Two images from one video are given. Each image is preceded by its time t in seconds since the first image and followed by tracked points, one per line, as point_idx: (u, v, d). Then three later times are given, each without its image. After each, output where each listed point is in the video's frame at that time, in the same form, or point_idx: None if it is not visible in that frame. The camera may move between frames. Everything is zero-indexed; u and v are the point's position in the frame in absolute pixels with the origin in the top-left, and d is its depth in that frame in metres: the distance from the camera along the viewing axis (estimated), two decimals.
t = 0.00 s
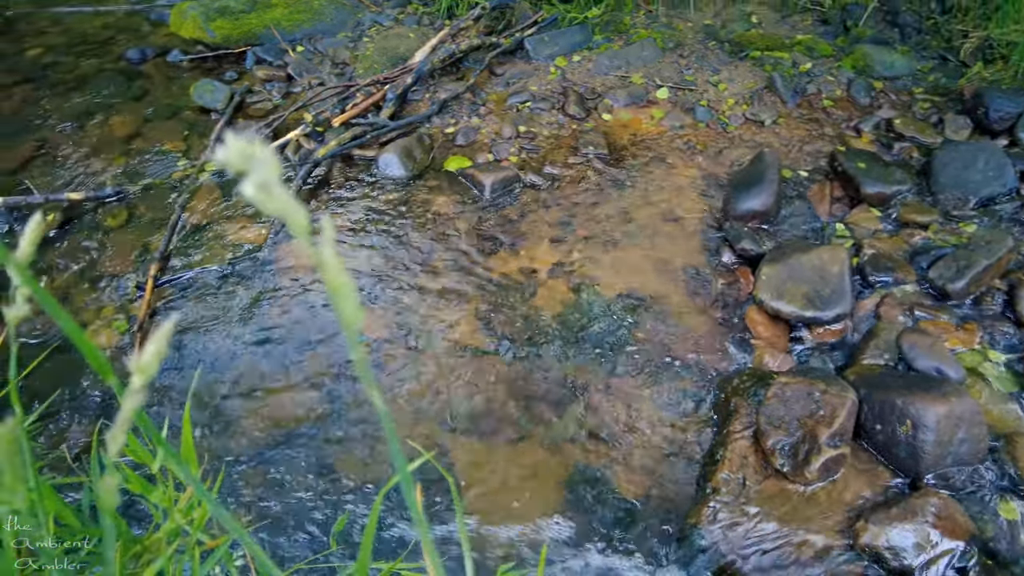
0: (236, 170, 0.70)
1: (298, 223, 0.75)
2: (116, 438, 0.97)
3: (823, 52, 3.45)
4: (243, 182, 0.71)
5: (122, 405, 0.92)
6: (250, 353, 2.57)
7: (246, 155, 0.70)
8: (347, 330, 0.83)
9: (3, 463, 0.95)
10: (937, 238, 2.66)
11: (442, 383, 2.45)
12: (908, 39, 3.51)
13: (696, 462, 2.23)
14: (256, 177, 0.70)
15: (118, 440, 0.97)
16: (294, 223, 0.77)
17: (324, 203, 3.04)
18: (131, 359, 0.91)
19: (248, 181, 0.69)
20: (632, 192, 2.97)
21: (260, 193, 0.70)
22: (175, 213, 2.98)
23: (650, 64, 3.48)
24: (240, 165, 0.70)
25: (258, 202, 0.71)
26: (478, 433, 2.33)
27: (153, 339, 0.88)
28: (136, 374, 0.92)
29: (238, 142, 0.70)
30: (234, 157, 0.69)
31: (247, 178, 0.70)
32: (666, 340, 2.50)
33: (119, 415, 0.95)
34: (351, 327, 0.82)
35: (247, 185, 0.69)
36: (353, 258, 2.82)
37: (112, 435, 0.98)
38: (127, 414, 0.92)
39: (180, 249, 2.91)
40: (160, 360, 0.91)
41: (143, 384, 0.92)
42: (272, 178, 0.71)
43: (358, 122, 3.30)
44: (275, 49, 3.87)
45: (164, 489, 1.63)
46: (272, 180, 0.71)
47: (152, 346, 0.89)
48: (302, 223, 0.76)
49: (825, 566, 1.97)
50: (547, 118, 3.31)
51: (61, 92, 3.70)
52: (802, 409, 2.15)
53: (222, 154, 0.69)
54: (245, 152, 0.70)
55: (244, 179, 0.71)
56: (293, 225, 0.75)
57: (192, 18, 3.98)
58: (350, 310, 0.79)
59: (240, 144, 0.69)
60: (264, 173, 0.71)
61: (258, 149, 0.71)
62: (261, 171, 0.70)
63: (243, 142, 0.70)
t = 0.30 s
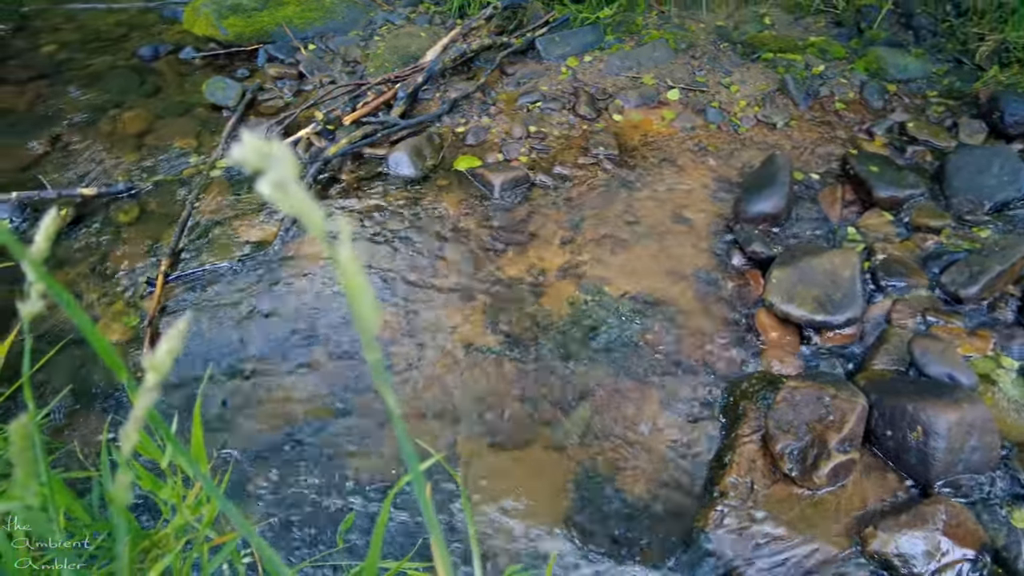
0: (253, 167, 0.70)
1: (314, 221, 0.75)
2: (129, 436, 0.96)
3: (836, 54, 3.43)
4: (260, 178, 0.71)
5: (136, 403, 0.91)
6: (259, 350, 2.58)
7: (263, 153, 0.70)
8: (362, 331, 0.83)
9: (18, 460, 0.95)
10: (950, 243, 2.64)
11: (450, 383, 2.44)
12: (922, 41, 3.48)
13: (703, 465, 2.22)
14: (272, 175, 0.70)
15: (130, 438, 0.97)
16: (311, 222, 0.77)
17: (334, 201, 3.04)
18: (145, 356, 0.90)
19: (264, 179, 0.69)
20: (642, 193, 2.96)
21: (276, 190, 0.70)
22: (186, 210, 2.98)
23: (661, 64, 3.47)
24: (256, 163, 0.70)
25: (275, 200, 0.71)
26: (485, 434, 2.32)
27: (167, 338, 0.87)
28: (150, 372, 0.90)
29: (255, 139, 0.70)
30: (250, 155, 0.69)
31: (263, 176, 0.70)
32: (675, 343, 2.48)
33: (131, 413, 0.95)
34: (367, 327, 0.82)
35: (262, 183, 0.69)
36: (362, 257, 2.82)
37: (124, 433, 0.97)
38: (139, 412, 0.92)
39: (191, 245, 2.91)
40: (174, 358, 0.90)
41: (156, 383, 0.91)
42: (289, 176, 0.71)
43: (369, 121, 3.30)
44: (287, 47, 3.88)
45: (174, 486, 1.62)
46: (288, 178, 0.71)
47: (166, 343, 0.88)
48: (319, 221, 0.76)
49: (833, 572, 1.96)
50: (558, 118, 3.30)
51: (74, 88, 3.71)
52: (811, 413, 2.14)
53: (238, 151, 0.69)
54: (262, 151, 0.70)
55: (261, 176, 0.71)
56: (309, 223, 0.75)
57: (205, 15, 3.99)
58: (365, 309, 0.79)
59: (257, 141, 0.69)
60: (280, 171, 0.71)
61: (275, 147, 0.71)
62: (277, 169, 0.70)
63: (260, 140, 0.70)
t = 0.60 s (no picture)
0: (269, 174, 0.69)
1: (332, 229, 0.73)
2: (143, 438, 0.95)
3: (849, 57, 3.41)
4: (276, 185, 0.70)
5: (151, 406, 0.90)
6: (268, 348, 2.58)
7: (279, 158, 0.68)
8: (377, 337, 0.82)
9: (31, 460, 0.94)
10: (963, 248, 2.61)
11: (456, 383, 2.44)
12: (937, 44, 3.45)
13: (710, 469, 2.20)
14: (289, 182, 0.68)
15: (145, 440, 0.96)
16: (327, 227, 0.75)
17: (344, 201, 3.04)
18: (160, 359, 0.87)
19: (280, 186, 0.68)
20: (652, 195, 2.95)
21: (293, 198, 0.69)
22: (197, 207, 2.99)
23: (673, 66, 3.45)
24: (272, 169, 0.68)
25: (292, 208, 0.69)
26: (491, 434, 2.31)
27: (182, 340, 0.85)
28: (163, 375, 0.88)
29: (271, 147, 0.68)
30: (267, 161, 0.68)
31: (280, 182, 0.69)
32: (683, 346, 2.47)
33: (146, 416, 0.94)
34: (381, 333, 0.81)
35: (279, 190, 0.68)
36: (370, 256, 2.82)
37: (139, 435, 0.97)
38: (154, 414, 0.90)
39: (201, 243, 2.91)
40: (189, 361, 0.87)
41: (171, 386, 0.88)
42: (306, 183, 0.69)
43: (379, 120, 3.29)
44: (298, 46, 3.88)
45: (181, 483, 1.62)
46: (306, 185, 0.70)
47: (181, 348, 0.86)
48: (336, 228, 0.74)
49: None
50: (568, 119, 3.29)
51: (87, 85, 3.73)
52: (820, 418, 2.12)
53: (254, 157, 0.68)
54: (278, 156, 0.69)
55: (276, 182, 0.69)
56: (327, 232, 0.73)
57: (218, 14, 4.00)
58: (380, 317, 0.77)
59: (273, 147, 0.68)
60: (297, 177, 0.69)
61: (292, 153, 0.69)
62: (295, 176, 0.69)
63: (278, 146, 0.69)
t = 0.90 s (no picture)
0: (280, 173, 0.69)
1: (342, 229, 0.73)
2: (152, 435, 0.95)
3: (861, 59, 3.39)
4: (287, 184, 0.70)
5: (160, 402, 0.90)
6: (276, 346, 2.58)
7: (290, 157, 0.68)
8: (385, 338, 0.82)
9: (40, 456, 0.94)
10: (975, 253, 2.59)
11: (463, 383, 2.44)
12: (950, 47, 3.43)
13: (717, 472, 2.19)
14: (301, 181, 0.69)
15: (154, 438, 0.96)
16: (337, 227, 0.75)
17: (353, 199, 3.04)
18: (169, 356, 0.86)
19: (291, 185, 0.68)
20: (661, 196, 2.94)
21: (304, 197, 0.69)
22: (207, 204, 2.99)
23: (683, 67, 3.44)
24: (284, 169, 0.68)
25: (302, 207, 0.69)
26: (497, 434, 2.31)
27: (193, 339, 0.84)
28: (173, 372, 0.88)
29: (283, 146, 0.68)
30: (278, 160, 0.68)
31: (291, 181, 0.68)
32: (691, 348, 2.46)
33: (156, 413, 0.94)
34: (389, 334, 0.81)
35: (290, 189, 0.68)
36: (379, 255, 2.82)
37: (148, 432, 0.97)
38: (164, 411, 0.90)
39: (210, 240, 2.92)
40: (198, 359, 0.86)
41: (181, 383, 0.87)
42: (317, 182, 0.69)
43: (389, 119, 3.29)
44: (309, 44, 3.89)
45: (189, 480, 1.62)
46: (317, 184, 0.70)
47: (190, 347, 0.85)
48: (346, 228, 0.74)
49: None
50: (577, 119, 3.28)
51: (100, 81, 3.74)
52: (829, 423, 2.11)
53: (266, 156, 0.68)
54: (289, 155, 0.69)
55: (287, 182, 0.69)
56: (337, 232, 0.73)
57: (229, 11, 4.01)
58: (390, 318, 0.77)
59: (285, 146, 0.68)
60: (308, 176, 0.69)
61: (303, 152, 0.70)
62: (306, 176, 0.69)
63: (289, 145, 0.69)
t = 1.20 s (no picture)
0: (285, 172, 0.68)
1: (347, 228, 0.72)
2: (155, 431, 0.93)
3: (872, 62, 3.37)
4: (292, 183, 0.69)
5: (163, 398, 0.89)
6: (282, 343, 2.58)
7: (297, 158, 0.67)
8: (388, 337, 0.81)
9: (45, 451, 0.93)
10: (985, 258, 2.57)
11: (468, 382, 2.43)
12: (962, 49, 3.41)
13: (722, 475, 2.18)
14: (306, 181, 0.67)
15: (156, 435, 0.95)
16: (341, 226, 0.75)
17: (360, 198, 3.04)
18: (172, 353, 0.85)
19: (297, 186, 0.67)
20: (669, 198, 2.93)
21: (309, 197, 0.68)
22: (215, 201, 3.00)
23: (692, 68, 3.43)
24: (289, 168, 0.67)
25: (307, 207, 0.68)
26: (501, 434, 2.30)
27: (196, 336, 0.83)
28: (176, 370, 0.87)
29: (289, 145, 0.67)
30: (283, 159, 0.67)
31: (296, 182, 0.68)
32: (698, 350, 2.45)
33: (159, 409, 0.91)
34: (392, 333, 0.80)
35: (296, 190, 0.67)
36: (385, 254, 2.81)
37: (151, 429, 0.96)
38: (167, 407, 0.89)
39: (218, 237, 2.92)
40: (202, 356, 0.84)
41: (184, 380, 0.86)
42: (323, 182, 0.69)
43: (398, 117, 3.29)
44: (319, 43, 3.89)
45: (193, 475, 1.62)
46: (322, 184, 0.69)
47: (193, 345, 0.83)
48: (351, 227, 0.73)
49: None
50: (585, 119, 3.28)
51: (111, 78, 3.75)
52: (835, 427, 2.10)
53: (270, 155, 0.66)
54: (295, 155, 0.68)
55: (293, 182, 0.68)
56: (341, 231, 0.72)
57: (239, 9, 4.01)
58: (393, 318, 0.77)
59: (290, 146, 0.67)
60: (313, 176, 0.68)
61: (309, 152, 0.68)
62: (311, 176, 0.68)
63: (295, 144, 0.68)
